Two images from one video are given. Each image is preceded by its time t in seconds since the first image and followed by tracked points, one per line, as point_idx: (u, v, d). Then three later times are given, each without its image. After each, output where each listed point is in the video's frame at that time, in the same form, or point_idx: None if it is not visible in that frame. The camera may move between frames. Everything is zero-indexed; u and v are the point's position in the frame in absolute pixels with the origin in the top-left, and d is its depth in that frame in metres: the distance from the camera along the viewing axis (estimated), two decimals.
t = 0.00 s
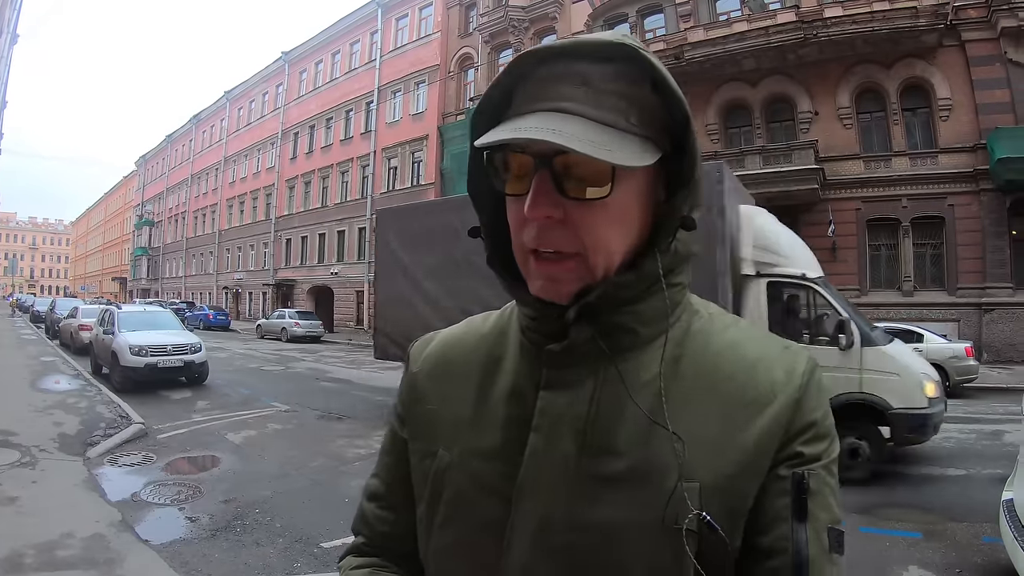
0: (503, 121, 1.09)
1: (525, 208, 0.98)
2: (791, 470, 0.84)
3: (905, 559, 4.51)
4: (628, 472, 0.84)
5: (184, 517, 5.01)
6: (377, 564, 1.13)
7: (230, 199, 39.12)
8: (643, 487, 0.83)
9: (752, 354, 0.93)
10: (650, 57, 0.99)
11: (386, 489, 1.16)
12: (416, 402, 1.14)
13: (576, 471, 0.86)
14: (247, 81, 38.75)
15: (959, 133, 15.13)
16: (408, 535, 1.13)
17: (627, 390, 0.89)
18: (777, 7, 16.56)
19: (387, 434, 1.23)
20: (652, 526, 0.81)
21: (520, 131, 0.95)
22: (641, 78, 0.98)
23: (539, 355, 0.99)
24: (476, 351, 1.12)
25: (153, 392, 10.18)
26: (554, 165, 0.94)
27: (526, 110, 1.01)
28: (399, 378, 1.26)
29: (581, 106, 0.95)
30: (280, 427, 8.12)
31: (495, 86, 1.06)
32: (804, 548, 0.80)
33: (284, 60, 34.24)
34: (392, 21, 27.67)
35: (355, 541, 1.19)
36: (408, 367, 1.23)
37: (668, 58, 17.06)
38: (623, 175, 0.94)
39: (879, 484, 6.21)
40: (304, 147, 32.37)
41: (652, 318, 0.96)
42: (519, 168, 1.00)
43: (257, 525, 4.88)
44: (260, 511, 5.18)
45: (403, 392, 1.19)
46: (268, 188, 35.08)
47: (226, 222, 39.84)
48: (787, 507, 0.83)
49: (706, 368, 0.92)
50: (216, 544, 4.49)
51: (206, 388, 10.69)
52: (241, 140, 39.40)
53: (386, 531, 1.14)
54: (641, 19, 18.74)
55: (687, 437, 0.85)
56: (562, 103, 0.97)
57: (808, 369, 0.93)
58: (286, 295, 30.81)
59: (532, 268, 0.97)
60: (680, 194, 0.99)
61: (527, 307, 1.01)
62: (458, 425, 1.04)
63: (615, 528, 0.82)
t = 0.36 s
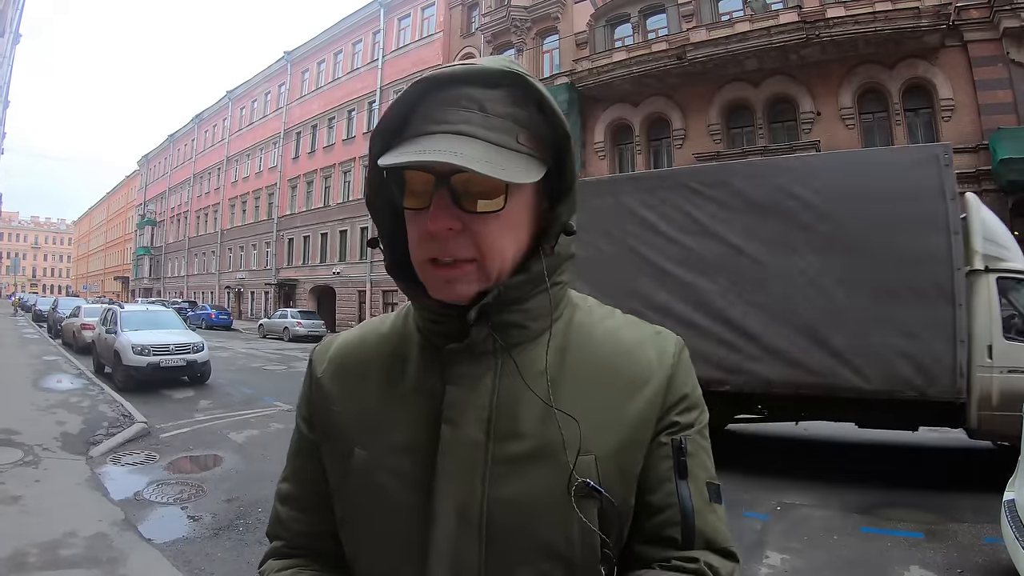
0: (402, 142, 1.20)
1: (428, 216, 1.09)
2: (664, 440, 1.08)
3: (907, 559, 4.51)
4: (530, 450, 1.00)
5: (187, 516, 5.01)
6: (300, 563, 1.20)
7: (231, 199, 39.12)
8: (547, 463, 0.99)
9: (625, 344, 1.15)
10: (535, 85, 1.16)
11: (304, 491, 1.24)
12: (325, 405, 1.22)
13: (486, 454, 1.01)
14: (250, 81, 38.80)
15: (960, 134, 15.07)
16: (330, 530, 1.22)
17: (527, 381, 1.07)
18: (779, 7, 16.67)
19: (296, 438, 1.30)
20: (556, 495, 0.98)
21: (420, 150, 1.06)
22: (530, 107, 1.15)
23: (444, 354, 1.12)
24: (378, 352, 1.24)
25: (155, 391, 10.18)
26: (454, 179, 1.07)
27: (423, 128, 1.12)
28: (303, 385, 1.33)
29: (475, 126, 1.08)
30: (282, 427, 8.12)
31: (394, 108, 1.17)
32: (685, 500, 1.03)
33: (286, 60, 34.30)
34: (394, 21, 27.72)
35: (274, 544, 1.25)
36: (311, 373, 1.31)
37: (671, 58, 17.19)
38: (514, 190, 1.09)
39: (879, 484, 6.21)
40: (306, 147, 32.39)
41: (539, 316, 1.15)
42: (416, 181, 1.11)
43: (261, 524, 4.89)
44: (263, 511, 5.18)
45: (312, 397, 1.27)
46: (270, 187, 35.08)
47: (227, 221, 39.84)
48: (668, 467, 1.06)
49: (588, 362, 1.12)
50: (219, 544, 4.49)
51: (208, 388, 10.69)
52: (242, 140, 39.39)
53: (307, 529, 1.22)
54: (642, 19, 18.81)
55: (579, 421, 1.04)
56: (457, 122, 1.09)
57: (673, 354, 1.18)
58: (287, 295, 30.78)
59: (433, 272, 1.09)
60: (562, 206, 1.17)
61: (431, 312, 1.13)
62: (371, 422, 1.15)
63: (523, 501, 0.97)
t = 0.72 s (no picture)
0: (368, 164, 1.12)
1: (407, 231, 1.08)
2: (614, 404, 1.21)
3: (913, 560, 4.49)
4: (510, 429, 1.07)
5: (194, 515, 5.03)
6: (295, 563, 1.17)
7: (239, 200, 39.30)
8: (525, 439, 1.07)
9: (571, 332, 1.25)
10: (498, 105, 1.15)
11: (287, 498, 1.19)
12: (299, 411, 1.17)
13: (471, 437, 1.04)
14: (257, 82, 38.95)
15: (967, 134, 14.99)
16: (319, 528, 1.20)
17: (497, 366, 1.12)
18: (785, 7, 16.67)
19: (267, 449, 1.24)
20: (535, 462, 1.06)
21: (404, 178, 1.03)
22: (493, 122, 1.14)
23: (412, 352, 1.13)
24: (347, 351, 1.19)
25: (162, 391, 10.21)
26: (434, 196, 1.08)
27: (396, 146, 1.08)
28: (264, 390, 1.26)
29: (453, 151, 1.06)
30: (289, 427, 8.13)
31: (359, 131, 1.09)
32: (636, 455, 1.17)
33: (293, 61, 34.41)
34: (401, 22, 27.76)
35: (259, 556, 1.20)
36: (276, 381, 1.24)
37: (677, 58, 17.27)
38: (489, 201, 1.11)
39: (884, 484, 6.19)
40: (313, 147, 32.49)
41: (497, 306, 1.18)
42: (391, 200, 1.09)
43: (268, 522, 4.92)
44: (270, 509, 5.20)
45: (282, 404, 1.21)
46: (277, 188, 35.22)
47: (234, 222, 40.01)
48: (620, 429, 1.19)
49: (549, 345, 1.20)
50: (226, 542, 4.51)
51: (215, 387, 10.72)
52: (249, 140, 39.52)
53: (296, 534, 1.19)
54: (649, 19, 18.81)
55: (549, 394, 1.13)
56: (434, 146, 1.06)
57: (607, 328, 1.32)
58: (295, 294, 30.86)
59: (409, 280, 1.09)
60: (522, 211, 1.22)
61: (399, 316, 1.11)
62: (353, 421, 1.11)
63: (509, 475, 1.04)
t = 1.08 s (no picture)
0: (460, 172, 1.14)
1: (490, 233, 1.13)
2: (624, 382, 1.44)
3: (926, 560, 4.45)
4: (560, 400, 1.20)
5: (211, 511, 5.08)
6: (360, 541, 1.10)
7: (253, 201, 39.65)
8: (572, 407, 1.21)
9: (589, 328, 1.41)
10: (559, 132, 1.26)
11: (350, 477, 1.12)
12: (367, 386, 1.12)
13: (529, 409, 1.15)
14: (271, 84, 39.24)
15: (982, 134, 14.82)
16: (384, 506, 1.14)
17: (543, 348, 1.24)
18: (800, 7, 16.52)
19: (322, 428, 1.15)
20: (578, 428, 1.22)
21: (506, 190, 1.08)
22: (559, 150, 1.23)
23: (473, 334, 1.18)
24: (410, 330, 1.19)
25: (179, 390, 10.30)
26: (519, 208, 1.15)
27: (485, 156, 1.13)
28: (314, 368, 1.19)
29: (536, 174, 1.15)
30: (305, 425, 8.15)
31: (461, 141, 1.09)
32: (642, 422, 1.40)
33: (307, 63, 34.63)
34: (415, 24, 27.82)
35: (318, 542, 1.10)
36: (334, 358, 1.17)
37: (691, 59, 17.16)
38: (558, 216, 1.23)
39: (898, 484, 6.14)
40: (328, 149, 32.70)
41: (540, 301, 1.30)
42: (476, 205, 1.14)
43: (285, 519, 4.98)
44: (286, 506, 5.25)
45: (342, 381, 1.14)
46: (292, 189, 35.51)
47: (249, 223, 40.36)
48: (628, 402, 1.41)
49: (574, 334, 1.36)
50: (243, 538, 4.57)
51: (231, 386, 10.80)
52: (264, 142, 39.79)
53: (361, 511, 1.12)
54: (663, 20, 18.77)
55: (583, 370, 1.29)
56: (523, 167, 1.13)
57: (606, 319, 1.52)
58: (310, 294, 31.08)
59: (484, 279, 1.15)
60: (568, 221, 1.30)
61: (468, 306, 1.16)
62: (426, 396, 1.12)
63: (564, 438, 1.17)
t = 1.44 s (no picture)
0: (557, 208, 1.39)
1: (574, 258, 1.38)
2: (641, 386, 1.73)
3: (944, 561, 4.41)
4: (605, 394, 1.47)
5: (235, 512, 5.16)
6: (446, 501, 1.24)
7: (272, 203, 40.07)
8: (612, 401, 1.49)
9: (618, 343, 1.71)
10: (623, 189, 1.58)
11: (438, 447, 1.26)
12: (460, 369, 1.30)
13: (584, 397, 1.41)
14: (290, 87, 39.58)
15: (1002, 133, 14.60)
16: (462, 475, 1.30)
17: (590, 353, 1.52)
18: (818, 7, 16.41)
19: (413, 403, 1.29)
20: (617, 416, 1.49)
21: (597, 228, 1.36)
22: (624, 201, 1.55)
23: (542, 335, 1.43)
24: (491, 328, 1.40)
25: (200, 390, 10.40)
26: (596, 241, 1.41)
27: (574, 200, 1.40)
28: (404, 353, 1.34)
29: (608, 217, 1.44)
30: (326, 425, 8.20)
31: (563, 184, 1.36)
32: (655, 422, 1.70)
33: (326, 66, 34.88)
34: (432, 26, 27.90)
35: (408, 503, 1.23)
36: (427, 346, 1.34)
37: (708, 60, 17.08)
38: (618, 250, 1.52)
39: (917, 486, 6.08)
40: (346, 151, 32.96)
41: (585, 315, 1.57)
42: (565, 235, 1.38)
43: (308, 518, 5.07)
44: (309, 505, 5.34)
45: (435, 364, 1.31)
46: (310, 191, 35.87)
47: (268, 224, 40.78)
48: (643, 402, 1.71)
49: (607, 343, 1.65)
50: (268, 536, 4.70)
51: (252, 386, 10.89)
52: (281, 144, 40.17)
53: (445, 477, 1.26)
54: (680, 21, 18.76)
55: (617, 370, 1.59)
56: (603, 212, 1.43)
57: (625, 335, 1.81)
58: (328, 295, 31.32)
59: (562, 294, 1.41)
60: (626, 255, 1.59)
61: (544, 312, 1.40)
62: (509, 381, 1.32)
63: (608, 425, 1.44)
